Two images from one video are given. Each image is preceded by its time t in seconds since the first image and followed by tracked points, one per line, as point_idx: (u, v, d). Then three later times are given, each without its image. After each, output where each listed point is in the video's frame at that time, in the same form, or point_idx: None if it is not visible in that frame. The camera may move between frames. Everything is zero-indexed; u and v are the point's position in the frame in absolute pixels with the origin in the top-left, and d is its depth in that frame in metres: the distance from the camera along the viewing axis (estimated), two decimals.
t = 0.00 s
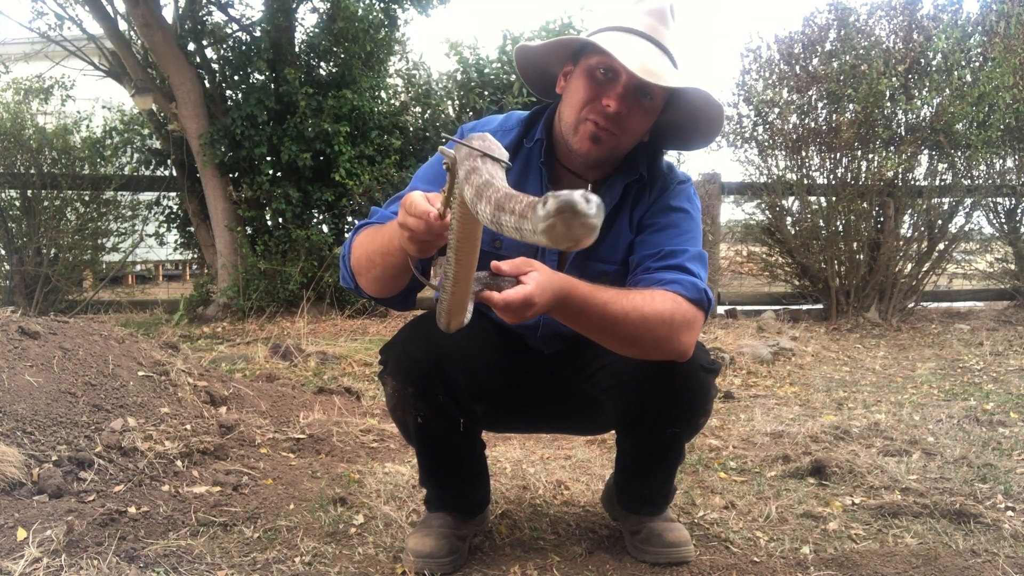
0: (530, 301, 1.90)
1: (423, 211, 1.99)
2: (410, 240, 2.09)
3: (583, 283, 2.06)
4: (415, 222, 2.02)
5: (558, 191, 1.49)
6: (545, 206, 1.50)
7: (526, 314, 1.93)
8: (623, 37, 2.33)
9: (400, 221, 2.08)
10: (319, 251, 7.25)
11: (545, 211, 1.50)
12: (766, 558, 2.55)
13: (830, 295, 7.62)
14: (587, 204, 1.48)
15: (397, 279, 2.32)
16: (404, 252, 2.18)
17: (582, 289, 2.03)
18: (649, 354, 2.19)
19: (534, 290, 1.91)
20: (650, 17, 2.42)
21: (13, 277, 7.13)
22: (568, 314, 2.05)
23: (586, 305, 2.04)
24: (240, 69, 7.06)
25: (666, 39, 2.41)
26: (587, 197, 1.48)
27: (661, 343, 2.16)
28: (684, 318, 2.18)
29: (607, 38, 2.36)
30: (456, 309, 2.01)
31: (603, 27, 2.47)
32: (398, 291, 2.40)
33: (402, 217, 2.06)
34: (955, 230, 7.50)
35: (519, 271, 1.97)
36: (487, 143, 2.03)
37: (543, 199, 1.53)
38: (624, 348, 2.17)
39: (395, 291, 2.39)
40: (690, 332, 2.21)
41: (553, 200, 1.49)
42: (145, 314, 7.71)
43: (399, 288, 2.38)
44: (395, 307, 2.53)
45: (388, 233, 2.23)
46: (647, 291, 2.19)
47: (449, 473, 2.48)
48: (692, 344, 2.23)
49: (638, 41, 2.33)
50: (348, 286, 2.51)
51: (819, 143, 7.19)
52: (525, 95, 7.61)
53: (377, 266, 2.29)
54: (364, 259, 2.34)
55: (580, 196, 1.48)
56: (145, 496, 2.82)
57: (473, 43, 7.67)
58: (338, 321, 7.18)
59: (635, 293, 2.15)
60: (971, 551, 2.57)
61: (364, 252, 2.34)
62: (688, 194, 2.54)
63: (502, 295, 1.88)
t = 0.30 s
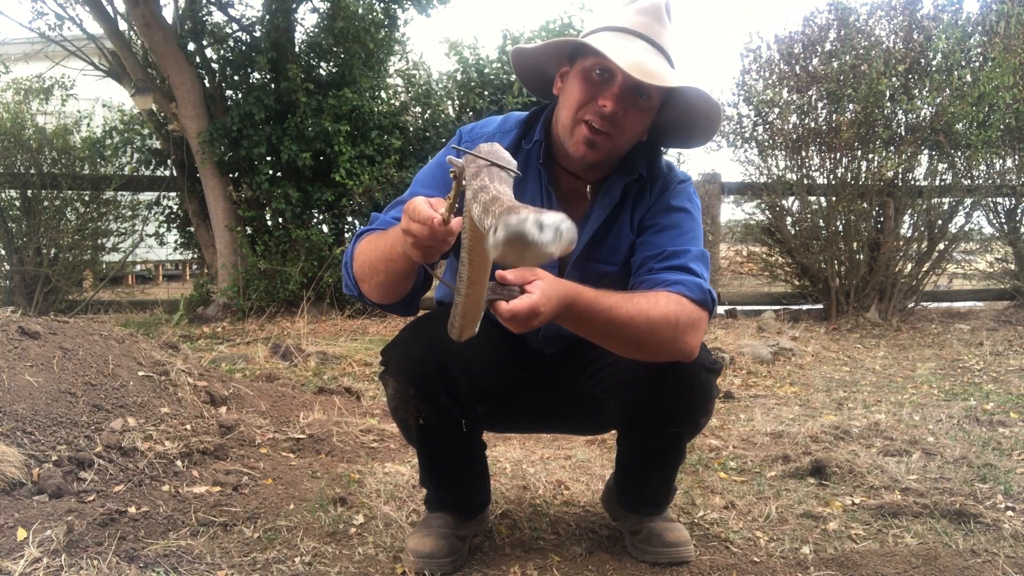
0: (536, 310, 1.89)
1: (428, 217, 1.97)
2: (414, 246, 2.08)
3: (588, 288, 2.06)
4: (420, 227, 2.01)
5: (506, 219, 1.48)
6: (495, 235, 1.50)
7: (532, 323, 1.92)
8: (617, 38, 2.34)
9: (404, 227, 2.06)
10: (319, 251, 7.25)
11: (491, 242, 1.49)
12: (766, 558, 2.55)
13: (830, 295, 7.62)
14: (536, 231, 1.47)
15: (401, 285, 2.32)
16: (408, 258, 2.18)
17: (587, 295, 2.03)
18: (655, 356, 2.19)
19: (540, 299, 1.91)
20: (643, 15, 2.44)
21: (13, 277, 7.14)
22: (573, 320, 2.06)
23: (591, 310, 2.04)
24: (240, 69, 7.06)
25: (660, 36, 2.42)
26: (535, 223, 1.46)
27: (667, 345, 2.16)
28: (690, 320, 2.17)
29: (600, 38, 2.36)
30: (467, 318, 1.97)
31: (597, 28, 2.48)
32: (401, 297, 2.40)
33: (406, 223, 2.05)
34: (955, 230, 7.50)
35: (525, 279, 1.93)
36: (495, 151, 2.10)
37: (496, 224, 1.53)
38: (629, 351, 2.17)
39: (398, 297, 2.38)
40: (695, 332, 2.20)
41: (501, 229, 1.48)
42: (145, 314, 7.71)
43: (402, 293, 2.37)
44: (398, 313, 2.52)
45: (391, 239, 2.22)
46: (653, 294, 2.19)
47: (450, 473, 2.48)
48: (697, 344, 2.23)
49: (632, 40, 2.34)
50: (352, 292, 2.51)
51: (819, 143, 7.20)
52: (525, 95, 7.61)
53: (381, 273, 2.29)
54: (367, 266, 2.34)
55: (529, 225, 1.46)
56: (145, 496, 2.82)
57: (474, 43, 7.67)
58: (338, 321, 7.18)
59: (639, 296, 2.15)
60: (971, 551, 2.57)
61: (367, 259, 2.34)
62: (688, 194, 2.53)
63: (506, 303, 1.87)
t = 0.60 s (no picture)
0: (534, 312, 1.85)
1: (430, 219, 1.98)
2: (415, 248, 2.08)
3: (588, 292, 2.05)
4: (422, 230, 2.01)
5: (497, 304, 1.32)
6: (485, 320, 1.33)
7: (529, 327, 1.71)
8: (613, 39, 2.36)
9: (406, 230, 2.06)
10: (319, 251, 7.25)
11: (482, 329, 1.33)
12: (766, 558, 2.55)
13: (830, 295, 7.62)
14: (530, 317, 1.32)
15: (402, 288, 2.31)
16: (409, 259, 2.18)
17: (585, 299, 2.04)
18: (656, 358, 2.19)
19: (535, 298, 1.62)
20: (639, 15, 2.45)
21: (13, 277, 7.14)
22: (572, 323, 2.06)
23: (591, 314, 2.05)
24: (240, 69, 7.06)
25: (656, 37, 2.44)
26: (529, 310, 1.31)
27: (668, 347, 2.16)
28: (690, 320, 2.17)
29: (595, 40, 2.37)
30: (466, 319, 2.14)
31: (593, 29, 2.50)
32: (402, 300, 2.39)
33: (408, 225, 2.05)
34: (955, 230, 7.50)
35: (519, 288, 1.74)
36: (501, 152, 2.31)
37: (484, 307, 1.36)
38: (630, 353, 2.16)
39: (400, 299, 2.37)
40: (695, 333, 2.20)
41: (492, 317, 1.31)
42: (145, 313, 7.71)
43: (404, 296, 2.37)
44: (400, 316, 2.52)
45: (392, 241, 2.23)
46: (652, 296, 2.18)
47: (451, 474, 2.48)
48: (698, 345, 2.23)
49: (628, 42, 2.36)
50: (353, 296, 2.50)
51: (819, 143, 7.20)
52: (525, 95, 7.61)
53: (382, 276, 2.29)
54: (368, 269, 2.33)
55: (523, 310, 1.30)
56: (145, 496, 2.82)
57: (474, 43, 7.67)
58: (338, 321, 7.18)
59: (639, 298, 2.15)
60: (971, 551, 2.57)
61: (368, 262, 2.33)
62: (687, 193, 2.53)
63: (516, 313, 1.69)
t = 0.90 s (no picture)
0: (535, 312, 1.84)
1: (428, 214, 1.99)
2: (413, 243, 2.08)
3: (587, 293, 2.05)
4: (420, 224, 2.01)
5: (465, 376, 1.13)
6: (451, 392, 1.15)
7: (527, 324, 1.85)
8: (611, 38, 2.36)
9: (404, 225, 2.06)
10: (319, 251, 7.25)
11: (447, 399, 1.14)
12: (766, 558, 2.55)
13: (830, 295, 7.62)
14: (502, 387, 1.13)
15: (402, 285, 2.31)
16: (407, 256, 2.18)
17: (586, 300, 2.03)
18: (656, 359, 2.19)
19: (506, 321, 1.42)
20: (637, 14, 2.45)
21: (13, 277, 7.14)
22: (573, 324, 2.05)
23: (591, 315, 2.03)
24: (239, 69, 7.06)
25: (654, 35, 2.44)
26: (501, 380, 1.12)
27: (668, 348, 2.16)
28: (690, 321, 2.17)
29: (594, 39, 2.38)
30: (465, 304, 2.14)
31: (591, 28, 2.50)
32: (400, 297, 2.39)
33: (406, 221, 2.05)
34: (955, 230, 7.50)
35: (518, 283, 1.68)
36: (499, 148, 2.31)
37: (452, 374, 1.18)
38: (629, 354, 2.17)
39: (398, 297, 2.38)
40: (695, 334, 2.20)
41: (459, 390, 1.12)
42: (145, 313, 7.70)
43: (402, 293, 2.37)
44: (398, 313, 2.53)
45: (390, 238, 2.22)
46: (652, 297, 2.18)
47: (450, 473, 2.48)
48: (698, 346, 2.23)
49: (627, 40, 2.36)
50: (351, 293, 2.50)
51: (819, 143, 7.20)
52: (525, 95, 7.61)
53: (381, 272, 2.29)
54: (367, 266, 2.33)
55: (494, 380, 1.12)
56: (145, 496, 2.82)
57: (473, 43, 7.67)
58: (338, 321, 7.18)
59: (640, 298, 2.15)
60: (971, 551, 2.57)
61: (367, 259, 2.33)
62: (687, 193, 2.53)
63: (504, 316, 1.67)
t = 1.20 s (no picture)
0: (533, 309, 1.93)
1: (430, 207, 1.99)
2: (415, 237, 2.08)
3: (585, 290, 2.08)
4: (422, 218, 2.01)
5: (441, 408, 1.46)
6: (426, 419, 1.48)
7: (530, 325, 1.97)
8: (613, 35, 2.37)
9: (406, 219, 2.06)
10: (319, 251, 7.24)
11: (425, 428, 1.46)
12: (766, 558, 2.55)
13: (830, 295, 7.62)
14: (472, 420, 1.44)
15: (403, 282, 2.31)
16: (409, 251, 2.18)
17: (585, 298, 2.05)
18: (656, 358, 2.19)
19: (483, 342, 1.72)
20: (637, 12, 2.46)
21: (13, 277, 7.14)
22: (570, 323, 2.09)
23: (589, 314, 2.07)
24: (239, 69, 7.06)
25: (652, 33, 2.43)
26: (467, 414, 1.44)
27: (666, 349, 2.16)
28: (689, 321, 2.17)
29: (594, 37, 2.39)
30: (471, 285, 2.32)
31: (591, 26, 2.50)
32: (401, 294, 2.39)
33: (408, 215, 2.05)
34: (955, 230, 7.50)
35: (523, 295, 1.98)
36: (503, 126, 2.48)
37: (431, 399, 1.52)
38: (629, 353, 2.17)
39: (399, 295, 2.37)
40: (695, 334, 2.20)
41: (433, 420, 1.45)
42: (145, 314, 7.70)
43: (404, 290, 2.36)
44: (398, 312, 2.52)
45: (392, 234, 2.22)
46: (651, 296, 2.18)
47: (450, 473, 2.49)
48: (697, 346, 2.23)
49: (627, 38, 2.37)
50: (352, 291, 2.50)
51: (819, 143, 7.20)
52: (525, 95, 7.61)
53: (382, 269, 2.28)
54: (368, 263, 2.33)
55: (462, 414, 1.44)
56: (145, 496, 2.82)
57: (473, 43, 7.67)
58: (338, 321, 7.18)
59: (638, 297, 2.16)
60: (971, 551, 2.57)
61: (368, 256, 2.33)
62: (686, 193, 2.53)
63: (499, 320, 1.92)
